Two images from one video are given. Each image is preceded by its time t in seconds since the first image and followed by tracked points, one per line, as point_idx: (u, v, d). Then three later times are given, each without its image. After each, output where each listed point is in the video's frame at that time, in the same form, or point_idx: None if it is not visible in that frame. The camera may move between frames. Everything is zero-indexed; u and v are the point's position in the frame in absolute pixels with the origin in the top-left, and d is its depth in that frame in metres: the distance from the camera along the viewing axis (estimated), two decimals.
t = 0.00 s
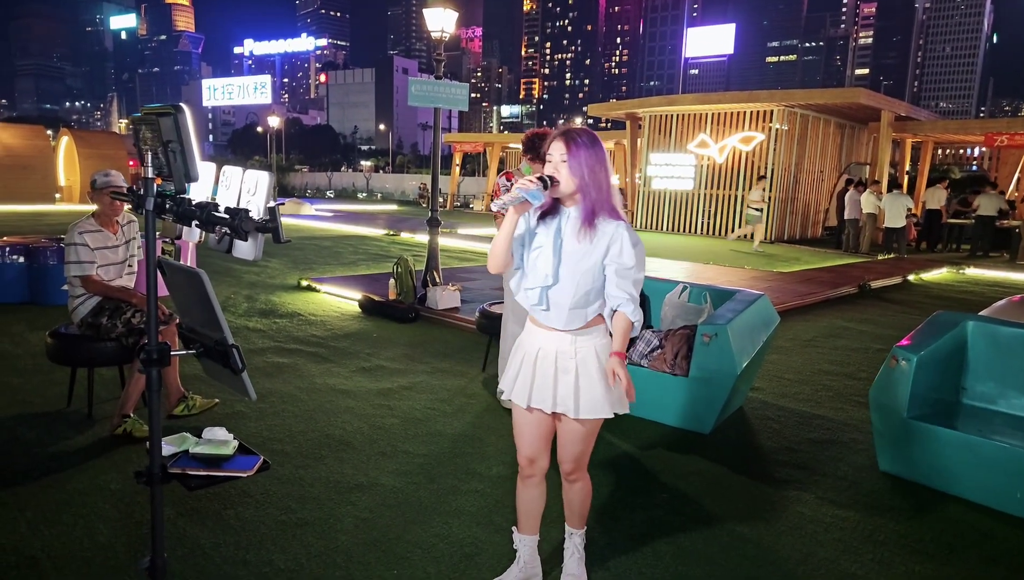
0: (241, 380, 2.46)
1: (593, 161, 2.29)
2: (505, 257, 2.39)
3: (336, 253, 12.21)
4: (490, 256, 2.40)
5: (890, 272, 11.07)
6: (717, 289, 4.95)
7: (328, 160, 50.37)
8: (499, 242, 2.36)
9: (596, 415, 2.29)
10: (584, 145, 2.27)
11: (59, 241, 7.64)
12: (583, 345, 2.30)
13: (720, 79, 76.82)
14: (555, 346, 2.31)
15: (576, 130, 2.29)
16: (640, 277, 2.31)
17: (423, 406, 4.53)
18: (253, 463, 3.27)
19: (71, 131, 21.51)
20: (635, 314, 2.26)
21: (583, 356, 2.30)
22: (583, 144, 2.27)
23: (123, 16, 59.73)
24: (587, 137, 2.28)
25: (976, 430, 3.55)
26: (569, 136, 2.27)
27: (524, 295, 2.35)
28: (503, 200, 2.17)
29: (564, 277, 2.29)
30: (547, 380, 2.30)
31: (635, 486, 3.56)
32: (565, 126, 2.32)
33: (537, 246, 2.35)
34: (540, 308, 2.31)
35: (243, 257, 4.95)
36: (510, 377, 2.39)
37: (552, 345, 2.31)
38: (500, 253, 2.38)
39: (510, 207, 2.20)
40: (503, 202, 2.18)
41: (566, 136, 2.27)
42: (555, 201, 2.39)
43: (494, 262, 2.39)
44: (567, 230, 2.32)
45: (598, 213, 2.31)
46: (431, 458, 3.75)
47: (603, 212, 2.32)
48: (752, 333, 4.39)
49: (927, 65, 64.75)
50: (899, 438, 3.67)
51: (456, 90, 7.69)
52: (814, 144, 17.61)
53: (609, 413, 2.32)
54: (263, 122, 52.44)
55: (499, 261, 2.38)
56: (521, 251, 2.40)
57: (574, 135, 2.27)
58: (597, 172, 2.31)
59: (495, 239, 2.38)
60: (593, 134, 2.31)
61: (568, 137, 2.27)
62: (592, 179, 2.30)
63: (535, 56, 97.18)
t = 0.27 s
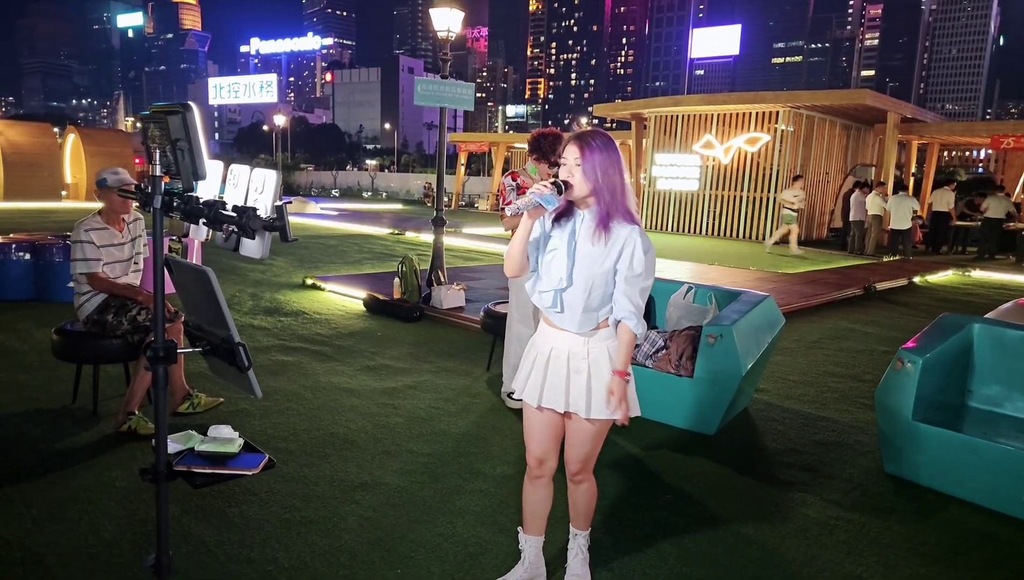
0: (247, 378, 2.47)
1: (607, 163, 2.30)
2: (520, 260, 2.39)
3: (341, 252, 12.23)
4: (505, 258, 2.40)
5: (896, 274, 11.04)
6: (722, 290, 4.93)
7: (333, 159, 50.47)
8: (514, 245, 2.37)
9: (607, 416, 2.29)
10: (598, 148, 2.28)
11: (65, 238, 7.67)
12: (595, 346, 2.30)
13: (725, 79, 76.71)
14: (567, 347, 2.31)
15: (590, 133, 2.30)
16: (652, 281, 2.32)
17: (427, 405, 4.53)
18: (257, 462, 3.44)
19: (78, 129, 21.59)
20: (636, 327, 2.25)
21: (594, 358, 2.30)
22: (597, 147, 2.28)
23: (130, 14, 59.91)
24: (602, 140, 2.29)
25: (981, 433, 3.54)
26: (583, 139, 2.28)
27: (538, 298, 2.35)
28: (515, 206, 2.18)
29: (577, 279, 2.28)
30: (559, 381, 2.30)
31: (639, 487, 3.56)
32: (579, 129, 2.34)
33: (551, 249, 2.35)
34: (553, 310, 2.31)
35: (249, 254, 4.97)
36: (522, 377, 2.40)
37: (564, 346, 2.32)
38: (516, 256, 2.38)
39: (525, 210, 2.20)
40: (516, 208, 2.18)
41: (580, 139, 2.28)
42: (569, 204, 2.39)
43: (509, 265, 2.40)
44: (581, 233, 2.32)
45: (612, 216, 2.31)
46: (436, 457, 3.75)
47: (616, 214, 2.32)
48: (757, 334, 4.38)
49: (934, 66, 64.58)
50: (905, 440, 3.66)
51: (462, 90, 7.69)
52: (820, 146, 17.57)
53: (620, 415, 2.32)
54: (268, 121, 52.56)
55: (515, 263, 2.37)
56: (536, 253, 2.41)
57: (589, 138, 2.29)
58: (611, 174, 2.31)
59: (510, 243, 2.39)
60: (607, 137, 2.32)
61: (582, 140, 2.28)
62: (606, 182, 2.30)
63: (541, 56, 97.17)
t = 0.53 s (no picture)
0: (251, 377, 2.48)
1: (615, 161, 2.30)
2: (528, 258, 2.40)
3: (344, 251, 12.25)
4: (513, 257, 2.41)
5: (898, 275, 11.03)
6: (725, 290, 4.93)
7: (336, 159, 50.53)
8: (522, 243, 2.37)
9: (613, 415, 2.29)
10: (606, 146, 2.28)
11: (68, 238, 7.68)
12: (602, 345, 2.30)
13: (728, 79, 76.66)
14: (574, 345, 2.31)
15: (598, 132, 2.31)
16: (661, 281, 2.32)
17: (429, 405, 4.54)
18: (261, 461, 3.36)
19: (81, 129, 21.66)
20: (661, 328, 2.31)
21: (602, 357, 2.30)
22: (606, 145, 2.28)
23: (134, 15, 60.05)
24: (610, 138, 2.29)
25: (985, 433, 3.53)
26: (591, 138, 2.28)
27: (546, 296, 2.36)
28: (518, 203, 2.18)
29: (585, 278, 2.28)
30: (565, 377, 2.30)
31: (642, 487, 3.56)
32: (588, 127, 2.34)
33: (560, 248, 2.35)
34: (561, 309, 2.31)
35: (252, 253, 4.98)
36: (529, 374, 2.41)
37: (572, 345, 2.32)
38: (524, 254, 2.39)
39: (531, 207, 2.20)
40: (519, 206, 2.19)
41: (589, 137, 2.29)
42: (577, 202, 2.39)
43: (517, 263, 2.40)
44: (589, 232, 2.32)
45: (620, 214, 2.31)
46: (438, 457, 3.75)
47: (624, 213, 2.32)
48: (760, 333, 4.38)
49: (936, 66, 64.46)
50: (908, 440, 3.65)
51: (465, 90, 7.70)
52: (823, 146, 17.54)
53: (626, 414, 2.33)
54: (271, 121, 52.64)
55: (522, 262, 2.38)
56: (543, 252, 2.41)
57: (597, 137, 2.29)
58: (618, 172, 2.31)
59: (518, 241, 2.39)
60: (615, 136, 2.33)
61: (591, 138, 2.29)
62: (613, 180, 2.30)
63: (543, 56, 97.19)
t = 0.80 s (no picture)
0: (251, 378, 2.48)
1: (618, 162, 2.30)
2: (532, 260, 2.40)
3: (344, 252, 12.25)
4: (518, 259, 2.41)
5: (899, 274, 11.02)
6: (726, 289, 4.92)
7: (336, 160, 50.53)
8: (527, 244, 2.38)
9: (618, 414, 2.29)
10: (608, 147, 2.29)
11: (68, 238, 7.68)
12: (608, 346, 2.30)
13: (728, 79, 76.64)
14: (579, 345, 2.31)
15: (601, 133, 2.32)
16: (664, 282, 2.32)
17: (430, 405, 4.54)
18: (261, 462, 3.46)
19: (82, 130, 21.66)
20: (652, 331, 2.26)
21: (607, 357, 2.30)
22: (609, 146, 2.29)
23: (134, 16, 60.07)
24: (612, 139, 2.30)
25: (986, 432, 3.53)
26: (593, 138, 2.29)
27: (550, 298, 2.36)
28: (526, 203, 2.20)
29: (590, 279, 2.29)
30: (570, 377, 2.30)
31: (644, 487, 3.56)
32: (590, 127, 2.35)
33: (564, 249, 2.35)
34: (566, 310, 2.31)
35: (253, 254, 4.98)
36: (533, 374, 2.41)
37: (577, 345, 2.32)
38: (529, 256, 2.39)
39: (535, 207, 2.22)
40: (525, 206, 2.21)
41: (592, 137, 2.30)
42: (580, 203, 2.39)
43: (521, 265, 2.41)
44: (593, 233, 2.32)
45: (623, 215, 2.31)
46: (439, 457, 3.75)
47: (627, 214, 2.32)
48: (760, 333, 4.38)
49: (936, 66, 64.43)
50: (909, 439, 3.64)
51: (465, 90, 7.70)
52: (824, 145, 17.52)
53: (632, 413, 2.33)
54: (271, 122, 52.68)
55: (526, 263, 2.39)
56: (547, 253, 2.41)
57: (600, 138, 2.30)
58: (622, 173, 2.31)
59: (523, 242, 2.40)
60: (618, 137, 2.33)
61: (593, 139, 2.30)
62: (617, 180, 2.30)
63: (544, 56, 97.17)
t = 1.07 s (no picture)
0: (253, 378, 2.48)
1: (621, 162, 2.31)
2: (536, 260, 2.40)
3: (345, 252, 12.26)
4: (520, 258, 2.41)
5: (900, 275, 11.02)
6: (727, 290, 4.93)
7: (337, 160, 50.56)
8: (530, 244, 2.38)
9: (620, 414, 2.30)
10: (610, 147, 2.30)
11: (70, 238, 7.70)
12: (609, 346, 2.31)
13: (729, 80, 76.63)
14: (580, 344, 2.32)
15: (603, 133, 2.32)
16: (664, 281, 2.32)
17: (431, 405, 4.54)
18: (262, 462, 3.43)
19: (83, 130, 21.68)
20: (639, 325, 2.24)
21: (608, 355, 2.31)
22: (611, 147, 2.30)
23: (136, 16, 60.09)
24: (615, 140, 2.31)
25: (987, 433, 3.53)
26: (596, 138, 2.30)
27: (552, 297, 2.36)
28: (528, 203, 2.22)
29: (593, 279, 2.29)
30: (571, 376, 2.31)
31: (644, 487, 3.56)
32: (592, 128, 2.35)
33: (567, 250, 2.35)
34: (568, 310, 2.32)
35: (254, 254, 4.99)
36: (533, 373, 2.41)
37: (578, 344, 2.32)
38: (532, 257, 2.39)
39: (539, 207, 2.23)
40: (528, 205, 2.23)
41: (595, 138, 2.30)
42: (583, 203, 2.40)
43: (524, 265, 2.41)
44: (596, 233, 2.33)
45: (626, 215, 2.32)
46: (440, 458, 3.75)
47: (629, 214, 2.33)
48: (761, 333, 4.38)
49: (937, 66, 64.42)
50: (910, 439, 3.65)
51: (466, 91, 7.70)
52: (825, 146, 17.52)
53: (631, 412, 2.34)
54: (272, 122, 52.70)
55: (529, 263, 2.39)
56: (551, 253, 2.42)
57: (602, 138, 2.30)
58: (624, 173, 2.32)
59: (526, 243, 2.40)
60: (621, 138, 2.34)
61: (596, 140, 2.30)
62: (618, 181, 2.31)
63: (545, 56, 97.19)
